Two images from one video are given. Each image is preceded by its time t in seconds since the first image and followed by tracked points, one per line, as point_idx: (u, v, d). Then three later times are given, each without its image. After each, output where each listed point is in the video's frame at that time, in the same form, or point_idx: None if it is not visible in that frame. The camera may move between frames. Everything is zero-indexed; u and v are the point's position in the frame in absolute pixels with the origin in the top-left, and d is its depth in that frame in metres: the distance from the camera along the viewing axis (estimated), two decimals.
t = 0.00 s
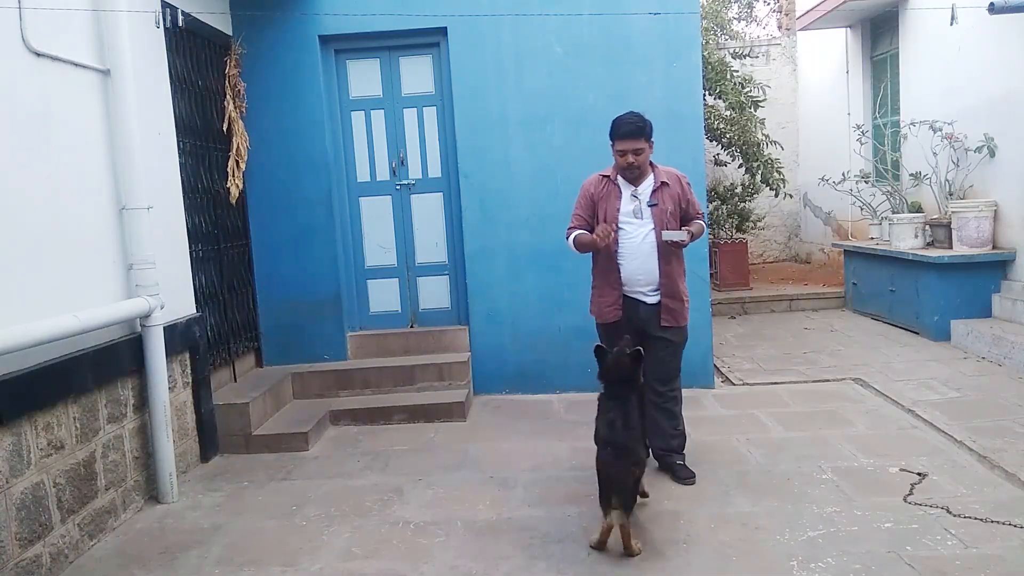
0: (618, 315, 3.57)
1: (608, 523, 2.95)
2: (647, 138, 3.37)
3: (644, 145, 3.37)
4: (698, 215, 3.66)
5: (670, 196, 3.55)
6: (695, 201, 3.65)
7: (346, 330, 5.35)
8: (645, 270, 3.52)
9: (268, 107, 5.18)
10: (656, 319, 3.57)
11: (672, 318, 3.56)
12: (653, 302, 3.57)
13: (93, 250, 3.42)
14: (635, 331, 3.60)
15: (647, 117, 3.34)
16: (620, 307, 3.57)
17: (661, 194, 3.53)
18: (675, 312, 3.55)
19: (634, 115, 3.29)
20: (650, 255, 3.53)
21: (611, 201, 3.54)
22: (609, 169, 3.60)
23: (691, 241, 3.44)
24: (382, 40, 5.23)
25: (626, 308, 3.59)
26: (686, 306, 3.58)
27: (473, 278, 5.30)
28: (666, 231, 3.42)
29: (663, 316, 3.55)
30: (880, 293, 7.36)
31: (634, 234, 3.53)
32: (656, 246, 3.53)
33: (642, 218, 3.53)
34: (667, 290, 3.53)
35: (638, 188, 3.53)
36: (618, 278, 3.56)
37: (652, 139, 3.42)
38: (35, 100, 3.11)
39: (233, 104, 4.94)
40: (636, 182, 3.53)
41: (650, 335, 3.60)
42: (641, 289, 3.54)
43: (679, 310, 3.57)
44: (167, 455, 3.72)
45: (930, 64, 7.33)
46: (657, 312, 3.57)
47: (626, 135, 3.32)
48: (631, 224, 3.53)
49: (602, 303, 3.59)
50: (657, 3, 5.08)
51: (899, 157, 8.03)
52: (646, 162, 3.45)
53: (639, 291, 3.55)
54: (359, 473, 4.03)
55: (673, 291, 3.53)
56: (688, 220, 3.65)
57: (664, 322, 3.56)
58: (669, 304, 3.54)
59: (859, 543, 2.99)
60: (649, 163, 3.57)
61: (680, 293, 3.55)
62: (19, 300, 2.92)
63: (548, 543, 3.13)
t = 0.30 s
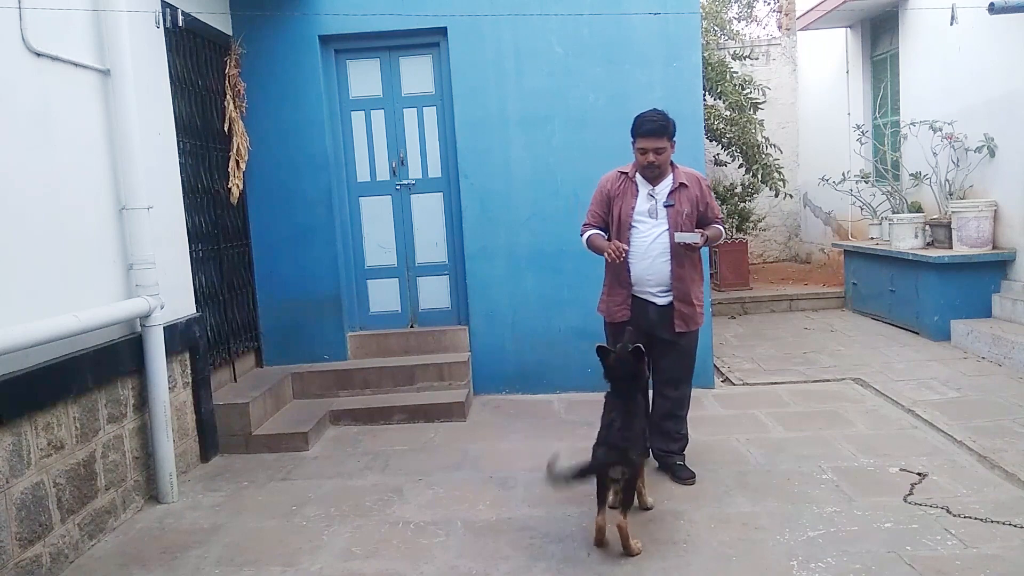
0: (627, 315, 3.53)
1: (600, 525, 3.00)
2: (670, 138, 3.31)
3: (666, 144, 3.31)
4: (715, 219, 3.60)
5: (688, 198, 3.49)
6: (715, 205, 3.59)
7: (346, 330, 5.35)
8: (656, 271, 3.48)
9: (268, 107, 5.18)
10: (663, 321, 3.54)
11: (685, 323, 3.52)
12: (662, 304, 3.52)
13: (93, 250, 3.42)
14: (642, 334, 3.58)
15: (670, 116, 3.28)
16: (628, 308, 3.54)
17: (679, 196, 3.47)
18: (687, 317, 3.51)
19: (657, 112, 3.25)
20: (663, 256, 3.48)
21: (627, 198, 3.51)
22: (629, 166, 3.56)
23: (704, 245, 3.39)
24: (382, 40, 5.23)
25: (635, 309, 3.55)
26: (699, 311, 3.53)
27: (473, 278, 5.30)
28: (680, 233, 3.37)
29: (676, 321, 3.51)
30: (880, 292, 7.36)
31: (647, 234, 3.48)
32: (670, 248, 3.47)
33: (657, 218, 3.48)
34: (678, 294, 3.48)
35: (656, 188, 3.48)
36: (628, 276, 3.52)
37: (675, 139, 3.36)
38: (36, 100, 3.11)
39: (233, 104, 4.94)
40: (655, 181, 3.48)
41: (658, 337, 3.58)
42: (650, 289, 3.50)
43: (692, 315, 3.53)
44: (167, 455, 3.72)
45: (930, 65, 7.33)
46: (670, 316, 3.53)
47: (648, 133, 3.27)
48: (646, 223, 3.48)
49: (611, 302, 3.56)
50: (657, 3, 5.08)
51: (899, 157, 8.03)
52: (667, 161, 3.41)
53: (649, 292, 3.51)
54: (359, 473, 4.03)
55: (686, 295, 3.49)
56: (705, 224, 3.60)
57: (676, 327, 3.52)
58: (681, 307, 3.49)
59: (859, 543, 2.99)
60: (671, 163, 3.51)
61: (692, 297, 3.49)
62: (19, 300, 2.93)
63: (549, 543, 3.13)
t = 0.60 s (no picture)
0: (637, 319, 3.54)
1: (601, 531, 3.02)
2: (678, 140, 3.30)
3: (674, 147, 3.30)
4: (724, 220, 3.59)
5: (697, 200, 3.48)
6: (723, 206, 3.58)
7: (346, 329, 5.35)
8: (666, 274, 3.48)
9: (268, 107, 5.18)
10: (670, 322, 3.54)
11: (698, 326, 3.53)
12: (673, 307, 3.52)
13: (93, 250, 3.42)
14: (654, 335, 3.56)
15: (679, 119, 3.26)
16: (639, 310, 3.54)
17: (688, 198, 3.46)
18: (701, 320, 3.52)
19: (664, 114, 3.21)
20: (673, 259, 3.47)
21: (636, 201, 3.50)
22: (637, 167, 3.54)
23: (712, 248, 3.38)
24: (382, 40, 5.23)
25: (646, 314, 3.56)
26: (711, 313, 3.54)
27: (473, 278, 5.30)
28: (688, 235, 3.37)
29: (690, 324, 3.52)
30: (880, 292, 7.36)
31: (658, 237, 3.48)
32: (679, 251, 3.46)
33: (667, 221, 3.47)
34: (691, 297, 3.48)
35: (666, 190, 3.47)
36: (638, 279, 3.53)
37: (683, 141, 3.35)
38: (36, 100, 3.11)
39: (233, 104, 4.94)
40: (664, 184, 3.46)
41: (669, 339, 3.57)
42: (660, 292, 3.50)
43: (704, 317, 3.54)
44: (167, 455, 3.72)
45: (930, 65, 7.33)
46: (683, 319, 3.54)
47: (655, 136, 3.25)
48: (655, 226, 3.47)
49: (622, 305, 3.56)
50: (657, 3, 5.08)
51: (899, 157, 8.03)
52: (676, 164, 3.39)
53: (660, 295, 3.51)
54: (359, 473, 4.03)
55: (698, 298, 3.48)
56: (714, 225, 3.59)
57: (690, 330, 3.53)
58: (694, 311, 3.49)
59: (859, 543, 2.99)
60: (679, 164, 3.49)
61: (704, 300, 3.49)
62: (18, 300, 2.93)
63: (548, 543, 3.13)
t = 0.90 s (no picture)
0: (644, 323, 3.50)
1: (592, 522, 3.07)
2: (678, 143, 3.30)
3: (674, 149, 3.30)
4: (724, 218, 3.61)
5: (698, 201, 3.49)
6: (722, 204, 3.60)
7: (345, 329, 5.35)
8: (674, 276, 3.48)
9: (268, 107, 5.18)
10: (676, 322, 3.53)
11: (703, 324, 3.54)
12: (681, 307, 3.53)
13: (93, 250, 3.42)
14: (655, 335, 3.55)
15: (677, 121, 3.25)
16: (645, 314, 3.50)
17: (690, 199, 3.48)
18: (706, 318, 3.52)
19: (663, 117, 3.20)
20: (679, 260, 3.48)
21: (639, 206, 3.49)
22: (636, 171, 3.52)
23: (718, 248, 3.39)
24: (382, 40, 5.23)
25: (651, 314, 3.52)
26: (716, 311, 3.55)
27: (473, 278, 5.30)
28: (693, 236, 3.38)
29: (696, 323, 3.53)
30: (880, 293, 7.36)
31: (663, 240, 3.48)
32: (684, 252, 3.48)
33: (670, 223, 3.48)
34: (698, 296, 3.49)
35: (668, 193, 3.47)
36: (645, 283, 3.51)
37: (682, 143, 3.34)
38: (36, 100, 3.11)
39: (233, 104, 4.94)
40: (666, 186, 3.46)
41: (673, 339, 3.55)
42: (667, 293, 3.50)
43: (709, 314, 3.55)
44: (167, 455, 3.72)
45: (930, 65, 7.33)
46: (688, 318, 3.54)
47: (655, 141, 3.25)
48: (660, 229, 3.47)
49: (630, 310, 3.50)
50: (658, 3, 5.08)
51: (899, 157, 8.03)
52: (675, 165, 3.39)
53: (667, 297, 3.51)
54: (359, 473, 4.03)
55: (705, 297, 3.49)
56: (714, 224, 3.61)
57: (696, 328, 3.54)
58: (701, 310, 3.49)
59: (859, 543, 2.99)
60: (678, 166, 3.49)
61: (710, 299, 3.50)
62: (18, 300, 2.93)
63: (548, 542, 3.13)
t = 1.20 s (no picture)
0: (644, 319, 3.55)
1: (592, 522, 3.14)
2: (672, 138, 3.33)
3: (669, 144, 3.32)
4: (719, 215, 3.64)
5: (692, 197, 3.51)
6: (717, 202, 3.63)
7: (345, 329, 5.35)
8: (671, 274, 3.49)
9: (268, 107, 5.18)
10: (676, 320, 3.55)
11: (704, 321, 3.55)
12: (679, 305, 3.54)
13: (92, 249, 3.42)
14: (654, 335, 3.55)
15: (671, 116, 3.29)
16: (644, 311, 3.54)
17: (685, 196, 3.49)
18: (705, 314, 3.54)
19: (658, 112, 3.25)
20: (676, 257, 3.49)
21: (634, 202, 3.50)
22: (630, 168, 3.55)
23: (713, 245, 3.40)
24: (382, 40, 5.23)
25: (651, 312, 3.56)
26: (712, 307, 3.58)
27: (473, 277, 5.30)
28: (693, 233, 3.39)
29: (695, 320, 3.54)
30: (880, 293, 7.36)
31: (660, 237, 3.49)
32: (681, 249, 3.49)
33: (667, 221, 3.49)
34: (696, 294, 3.51)
35: (663, 189, 3.49)
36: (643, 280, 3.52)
37: (677, 138, 3.37)
38: (36, 100, 3.11)
39: (233, 104, 4.94)
40: (661, 183, 3.48)
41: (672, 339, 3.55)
42: (664, 292, 3.51)
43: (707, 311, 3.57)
44: (167, 455, 3.72)
45: (930, 65, 7.33)
46: (687, 316, 3.56)
47: (649, 134, 3.28)
48: (657, 227, 3.48)
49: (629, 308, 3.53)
50: (658, 3, 5.08)
51: (899, 157, 8.03)
52: (670, 161, 3.41)
53: (665, 294, 3.52)
54: (359, 473, 4.03)
55: (703, 294, 3.52)
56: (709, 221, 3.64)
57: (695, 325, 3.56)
58: (699, 307, 3.52)
59: (859, 543, 2.99)
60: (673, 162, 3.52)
61: (707, 296, 3.53)
62: (19, 300, 2.93)
63: (548, 542, 3.13)
